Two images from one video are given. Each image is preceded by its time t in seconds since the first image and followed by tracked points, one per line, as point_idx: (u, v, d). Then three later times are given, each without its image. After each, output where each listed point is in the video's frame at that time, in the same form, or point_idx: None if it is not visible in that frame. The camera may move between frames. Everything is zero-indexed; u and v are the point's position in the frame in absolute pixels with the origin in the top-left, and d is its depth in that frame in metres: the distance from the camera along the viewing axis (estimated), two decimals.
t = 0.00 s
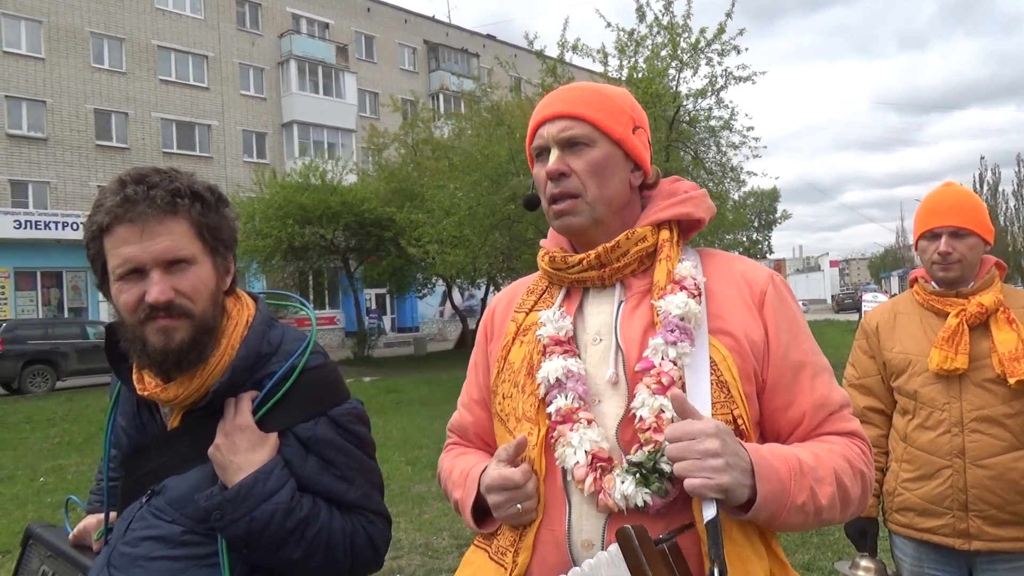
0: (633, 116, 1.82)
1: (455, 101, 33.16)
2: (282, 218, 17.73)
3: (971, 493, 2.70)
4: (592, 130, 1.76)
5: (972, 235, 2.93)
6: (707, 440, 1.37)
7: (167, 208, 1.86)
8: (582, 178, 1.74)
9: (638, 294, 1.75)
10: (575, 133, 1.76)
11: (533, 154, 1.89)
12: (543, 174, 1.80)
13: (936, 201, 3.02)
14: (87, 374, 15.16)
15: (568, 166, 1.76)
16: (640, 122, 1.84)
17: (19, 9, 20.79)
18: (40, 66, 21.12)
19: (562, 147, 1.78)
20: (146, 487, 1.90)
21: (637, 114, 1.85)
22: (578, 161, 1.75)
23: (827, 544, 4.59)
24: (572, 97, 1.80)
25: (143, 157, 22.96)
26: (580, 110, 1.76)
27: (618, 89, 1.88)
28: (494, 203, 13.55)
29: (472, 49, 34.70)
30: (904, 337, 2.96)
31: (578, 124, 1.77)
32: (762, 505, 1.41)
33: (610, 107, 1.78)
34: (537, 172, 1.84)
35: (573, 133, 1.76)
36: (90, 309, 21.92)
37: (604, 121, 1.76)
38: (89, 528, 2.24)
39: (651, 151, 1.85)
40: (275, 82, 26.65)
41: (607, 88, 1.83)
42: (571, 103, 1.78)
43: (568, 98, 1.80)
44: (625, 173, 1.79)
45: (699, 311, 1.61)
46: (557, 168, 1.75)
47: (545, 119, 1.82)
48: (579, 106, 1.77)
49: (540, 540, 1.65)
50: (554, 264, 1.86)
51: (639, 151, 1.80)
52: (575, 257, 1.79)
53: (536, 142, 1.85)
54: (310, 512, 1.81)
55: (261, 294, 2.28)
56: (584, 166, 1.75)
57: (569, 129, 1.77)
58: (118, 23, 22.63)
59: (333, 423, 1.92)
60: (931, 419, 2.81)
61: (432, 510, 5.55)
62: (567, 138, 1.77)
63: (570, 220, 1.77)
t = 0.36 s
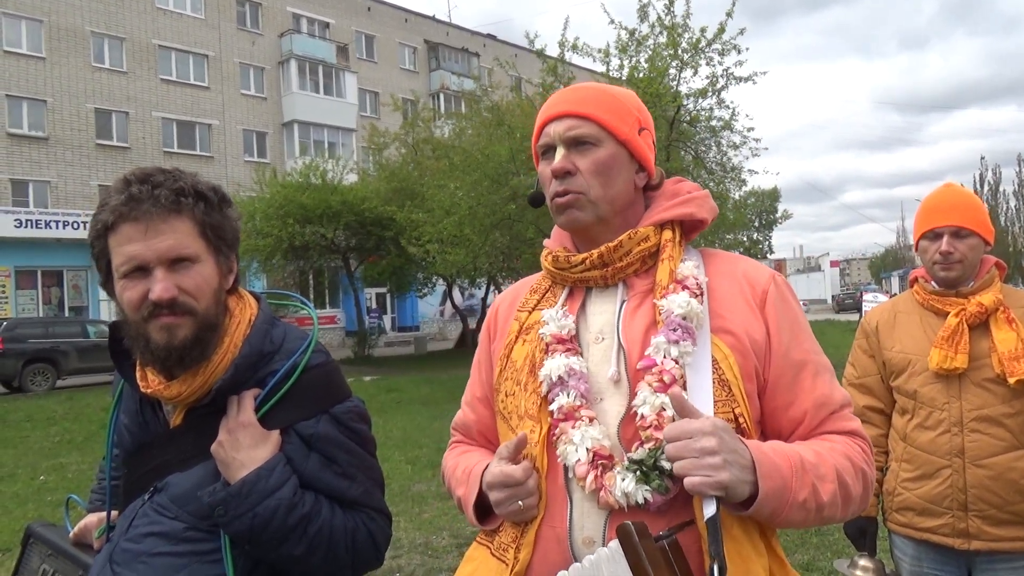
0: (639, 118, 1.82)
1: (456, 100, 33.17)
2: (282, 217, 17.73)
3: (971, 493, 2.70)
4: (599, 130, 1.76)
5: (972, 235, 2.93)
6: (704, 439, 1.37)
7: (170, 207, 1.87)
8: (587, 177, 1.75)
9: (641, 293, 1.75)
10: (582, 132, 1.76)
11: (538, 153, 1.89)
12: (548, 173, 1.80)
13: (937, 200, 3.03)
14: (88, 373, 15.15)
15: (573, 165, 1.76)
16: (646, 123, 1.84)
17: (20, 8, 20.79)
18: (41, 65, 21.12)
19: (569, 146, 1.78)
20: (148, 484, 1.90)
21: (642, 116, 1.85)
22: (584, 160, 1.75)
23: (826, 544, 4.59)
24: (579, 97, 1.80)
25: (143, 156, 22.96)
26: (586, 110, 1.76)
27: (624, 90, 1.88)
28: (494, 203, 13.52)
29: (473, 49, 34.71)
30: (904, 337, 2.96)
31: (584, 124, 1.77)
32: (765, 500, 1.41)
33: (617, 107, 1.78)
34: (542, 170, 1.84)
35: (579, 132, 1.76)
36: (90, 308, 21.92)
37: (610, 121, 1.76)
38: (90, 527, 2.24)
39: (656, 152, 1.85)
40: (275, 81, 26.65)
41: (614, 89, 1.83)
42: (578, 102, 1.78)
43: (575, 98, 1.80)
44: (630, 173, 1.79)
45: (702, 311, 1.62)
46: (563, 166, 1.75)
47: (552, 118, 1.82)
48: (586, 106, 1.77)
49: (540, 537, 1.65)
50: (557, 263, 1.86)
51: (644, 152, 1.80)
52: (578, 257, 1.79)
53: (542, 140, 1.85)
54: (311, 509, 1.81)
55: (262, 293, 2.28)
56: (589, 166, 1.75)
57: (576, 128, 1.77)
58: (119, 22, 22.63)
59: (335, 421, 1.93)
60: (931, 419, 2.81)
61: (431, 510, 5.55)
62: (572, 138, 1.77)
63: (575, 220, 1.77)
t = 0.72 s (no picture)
0: (646, 120, 1.83)
1: (456, 99, 33.17)
2: (282, 217, 17.74)
3: (970, 493, 2.71)
4: (605, 130, 1.77)
5: (971, 235, 2.94)
6: (706, 437, 1.38)
7: (174, 206, 1.88)
8: (593, 177, 1.75)
9: (644, 294, 1.76)
10: (588, 132, 1.77)
11: (546, 152, 1.89)
12: (555, 171, 1.80)
13: (937, 200, 3.03)
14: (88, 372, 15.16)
15: (580, 164, 1.76)
16: (652, 126, 1.85)
17: (20, 7, 20.79)
18: (41, 64, 21.13)
19: (576, 145, 1.79)
20: (150, 482, 1.90)
21: (649, 118, 1.86)
22: (590, 160, 1.76)
23: (826, 543, 4.59)
24: (587, 97, 1.80)
25: (143, 156, 22.96)
26: (593, 109, 1.77)
27: (630, 91, 1.89)
28: (494, 202, 13.52)
29: (473, 48, 34.71)
30: (904, 337, 2.97)
31: (592, 124, 1.77)
32: (768, 497, 1.41)
33: (625, 108, 1.79)
34: (550, 168, 1.85)
35: (586, 132, 1.77)
36: (91, 308, 21.93)
37: (617, 122, 1.77)
38: (93, 526, 2.25)
39: (661, 154, 1.86)
40: (276, 80, 26.65)
41: (622, 90, 1.83)
42: (585, 102, 1.79)
43: (582, 97, 1.80)
44: (635, 174, 1.80)
45: (705, 310, 1.63)
46: (569, 165, 1.75)
47: (558, 118, 1.83)
48: (594, 106, 1.77)
49: (540, 532, 1.65)
50: (562, 264, 1.86)
51: (650, 154, 1.81)
52: (583, 257, 1.79)
53: (550, 139, 1.86)
54: (314, 507, 1.82)
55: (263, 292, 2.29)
56: (595, 166, 1.75)
57: (583, 128, 1.77)
58: (119, 22, 22.63)
59: (337, 420, 1.93)
60: (931, 419, 2.82)
61: (432, 509, 5.56)
62: (579, 137, 1.77)
63: (579, 219, 1.77)
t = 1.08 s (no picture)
0: (645, 123, 1.83)
1: (456, 100, 33.18)
2: (282, 216, 17.74)
3: (971, 494, 2.71)
4: (605, 135, 1.77)
5: (971, 234, 2.94)
6: (708, 435, 1.38)
7: (176, 205, 1.88)
8: (593, 181, 1.75)
9: (645, 295, 1.76)
10: (587, 138, 1.76)
11: (545, 156, 1.89)
12: (554, 176, 1.80)
13: (938, 201, 3.04)
14: (88, 372, 15.16)
15: (579, 169, 1.76)
16: (651, 129, 1.85)
17: (21, 6, 20.78)
18: (42, 64, 21.14)
19: (575, 151, 1.78)
20: (153, 482, 1.91)
21: (649, 121, 1.86)
22: (590, 164, 1.76)
23: (826, 544, 4.59)
24: (585, 102, 1.80)
25: (144, 155, 22.96)
26: (591, 115, 1.77)
27: (629, 94, 1.88)
28: (494, 202, 13.52)
29: (474, 48, 34.72)
30: (905, 339, 2.97)
31: (592, 128, 1.77)
32: (769, 494, 1.41)
33: (624, 112, 1.79)
34: (549, 173, 1.84)
35: (585, 137, 1.77)
36: (91, 307, 21.93)
37: (616, 127, 1.76)
38: (94, 526, 2.26)
39: (661, 157, 1.86)
40: (276, 80, 26.65)
41: (621, 93, 1.83)
42: (583, 107, 1.79)
43: (581, 103, 1.80)
44: (635, 179, 1.80)
45: (706, 311, 1.63)
46: (569, 171, 1.75)
47: (556, 123, 1.83)
48: (592, 111, 1.77)
49: (541, 531, 1.65)
50: (562, 266, 1.87)
51: (649, 158, 1.81)
52: (583, 259, 1.80)
53: (549, 144, 1.85)
54: (316, 506, 1.82)
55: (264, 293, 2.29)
56: (595, 171, 1.75)
57: (582, 133, 1.77)
58: (119, 21, 22.63)
59: (337, 419, 1.93)
60: (931, 420, 2.82)
61: (431, 509, 5.56)
62: (579, 142, 1.77)
63: (581, 225, 1.78)
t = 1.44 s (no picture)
0: (643, 127, 1.83)
1: (457, 100, 33.18)
2: (283, 217, 17.76)
3: (972, 496, 2.71)
4: (603, 138, 1.77)
5: (975, 234, 2.94)
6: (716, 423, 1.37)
7: (183, 206, 1.89)
8: (591, 182, 1.75)
9: (639, 299, 1.76)
10: (586, 139, 1.77)
11: (542, 156, 1.88)
12: (551, 177, 1.80)
13: (940, 202, 3.04)
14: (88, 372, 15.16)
15: (577, 171, 1.76)
16: (649, 133, 1.86)
17: (23, 7, 20.80)
18: (44, 64, 21.17)
19: (573, 152, 1.78)
20: (155, 482, 1.91)
21: (647, 125, 1.86)
22: (587, 167, 1.76)
23: (826, 546, 4.59)
24: (582, 104, 1.80)
25: (144, 155, 22.97)
26: (591, 118, 1.77)
27: (626, 98, 1.89)
28: (495, 203, 13.52)
29: (474, 49, 34.73)
30: (907, 340, 2.96)
31: (591, 130, 1.77)
32: (787, 480, 1.41)
33: (621, 114, 1.79)
34: (545, 174, 1.84)
35: (584, 139, 1.77)
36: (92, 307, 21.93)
37: (615, 129, 1.77)
38: (96, 525, 2.26)
39: (657, 161, 1.86)
40: (277, 81, 26.65)
41: (618, 96, 1.84)
42: (580, 110, 1.79)
43: (578, 105, 1.80)
44: (631, 182, 1.80)
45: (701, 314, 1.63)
46: (567, 172, 1.75)
47: (554, 124, 1.82)
48: (591, 113, 1.78)
49: (537, 533, 1.64)
50: (557, 269, 1.86)
51: (646, 162, 1.81)
52: (579, 263, 1.80)
53: (547, 144, 1.85)
54: (318, 508, 1.82)
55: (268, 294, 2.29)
56: (593, 173, 1.75)
57: (580, 135, 1.77)
58: (121, 21, 22.65)
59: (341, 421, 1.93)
60: (933, 421, 2.82)
61: (432, 510, 5.56)
62: (577, 144, 1.77)
63: (575, 223, 1.77)
